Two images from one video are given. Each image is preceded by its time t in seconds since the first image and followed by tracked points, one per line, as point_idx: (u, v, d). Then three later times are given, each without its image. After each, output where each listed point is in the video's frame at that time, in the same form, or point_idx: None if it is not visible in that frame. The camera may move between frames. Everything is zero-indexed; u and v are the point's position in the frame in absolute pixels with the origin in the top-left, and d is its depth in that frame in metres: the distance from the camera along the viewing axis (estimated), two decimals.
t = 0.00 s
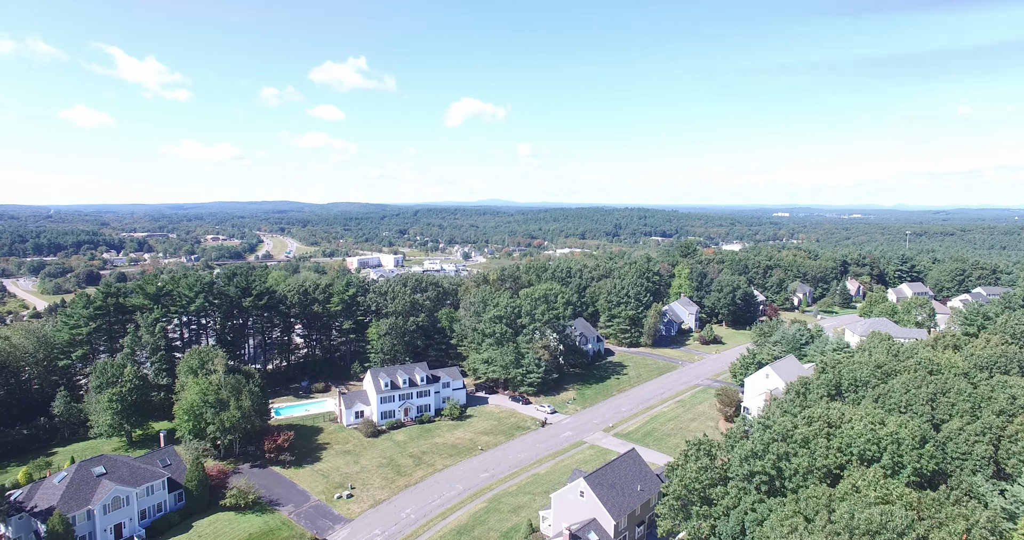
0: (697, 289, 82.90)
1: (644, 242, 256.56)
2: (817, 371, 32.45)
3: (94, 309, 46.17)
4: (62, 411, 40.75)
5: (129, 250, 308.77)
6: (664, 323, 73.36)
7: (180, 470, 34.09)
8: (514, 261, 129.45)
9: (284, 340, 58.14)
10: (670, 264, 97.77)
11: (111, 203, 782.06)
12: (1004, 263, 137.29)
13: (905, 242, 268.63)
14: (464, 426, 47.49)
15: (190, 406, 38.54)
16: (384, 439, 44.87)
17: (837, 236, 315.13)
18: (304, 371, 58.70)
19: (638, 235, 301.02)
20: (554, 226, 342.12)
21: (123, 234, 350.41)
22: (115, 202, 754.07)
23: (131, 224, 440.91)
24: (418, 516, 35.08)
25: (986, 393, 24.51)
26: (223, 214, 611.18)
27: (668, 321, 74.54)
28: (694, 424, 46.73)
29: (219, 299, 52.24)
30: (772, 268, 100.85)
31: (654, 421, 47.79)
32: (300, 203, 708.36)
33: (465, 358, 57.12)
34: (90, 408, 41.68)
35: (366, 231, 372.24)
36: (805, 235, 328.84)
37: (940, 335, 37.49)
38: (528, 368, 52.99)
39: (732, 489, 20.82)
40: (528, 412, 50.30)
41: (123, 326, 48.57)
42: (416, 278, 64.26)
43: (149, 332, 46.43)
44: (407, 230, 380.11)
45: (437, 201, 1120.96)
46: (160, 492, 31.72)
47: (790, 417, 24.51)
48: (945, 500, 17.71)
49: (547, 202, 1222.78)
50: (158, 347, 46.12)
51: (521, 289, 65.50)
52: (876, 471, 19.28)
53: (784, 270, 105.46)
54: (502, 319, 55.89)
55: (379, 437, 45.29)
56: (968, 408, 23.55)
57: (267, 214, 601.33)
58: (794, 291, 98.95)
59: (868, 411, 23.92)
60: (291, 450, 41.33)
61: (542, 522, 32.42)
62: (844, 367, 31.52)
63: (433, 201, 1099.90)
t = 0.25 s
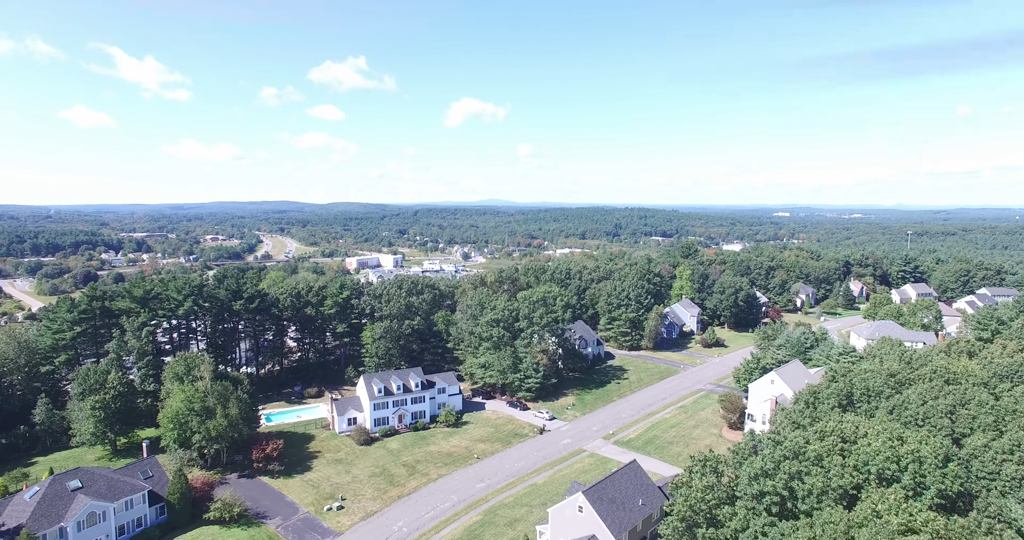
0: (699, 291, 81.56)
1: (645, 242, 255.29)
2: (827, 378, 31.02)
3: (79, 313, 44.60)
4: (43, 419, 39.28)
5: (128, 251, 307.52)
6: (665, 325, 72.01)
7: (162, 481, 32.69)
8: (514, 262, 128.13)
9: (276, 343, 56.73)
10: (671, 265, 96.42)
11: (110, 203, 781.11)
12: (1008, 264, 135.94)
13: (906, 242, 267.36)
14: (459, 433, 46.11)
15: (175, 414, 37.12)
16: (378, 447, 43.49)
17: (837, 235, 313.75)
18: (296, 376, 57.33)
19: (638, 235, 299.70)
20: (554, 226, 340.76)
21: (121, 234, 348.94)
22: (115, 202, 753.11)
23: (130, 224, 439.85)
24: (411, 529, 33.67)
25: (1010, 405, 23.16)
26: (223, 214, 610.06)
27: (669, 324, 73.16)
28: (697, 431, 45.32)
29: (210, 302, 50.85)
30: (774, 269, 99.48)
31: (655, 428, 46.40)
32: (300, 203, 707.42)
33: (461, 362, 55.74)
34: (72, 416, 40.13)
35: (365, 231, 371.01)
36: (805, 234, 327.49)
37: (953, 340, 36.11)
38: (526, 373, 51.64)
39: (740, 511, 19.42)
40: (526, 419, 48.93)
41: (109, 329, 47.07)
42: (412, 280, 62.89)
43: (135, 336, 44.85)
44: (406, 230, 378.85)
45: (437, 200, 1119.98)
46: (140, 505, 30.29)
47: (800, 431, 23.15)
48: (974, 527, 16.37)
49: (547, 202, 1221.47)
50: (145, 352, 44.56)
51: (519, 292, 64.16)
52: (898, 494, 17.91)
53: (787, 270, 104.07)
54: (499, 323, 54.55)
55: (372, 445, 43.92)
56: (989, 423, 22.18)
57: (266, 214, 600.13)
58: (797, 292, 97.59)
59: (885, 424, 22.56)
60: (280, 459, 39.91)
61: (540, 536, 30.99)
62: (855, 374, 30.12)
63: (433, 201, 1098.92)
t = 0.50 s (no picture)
0: (700, 293, 80.23)
1: (645, 241, 253.82)
2: (837, 386, 29.53)
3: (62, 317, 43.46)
4: (22, 427, 37.99)
5: (126, 251, 306.60)
6: (666, 328, 70.68)
7: (143, 493, 31.26)
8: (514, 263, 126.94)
9: (267, 348, 55.34)
10: (672, 266, 95.04)
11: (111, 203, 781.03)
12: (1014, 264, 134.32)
13: (908, 242, 265.83)
14: (455, 441, 44.71)
15: (159, 422, 35.59)
16: (370, 456, 42.11)
17: (838, 235, 312.23)
18: (289, 380, 56.08)
19: (638, 235, 298.09)
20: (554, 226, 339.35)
21: (121, 235, 347.98)
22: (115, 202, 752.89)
23: (130, 224, 439.08)
24: None
25: None
26: (223, 214, 609.27)
27: (670, 326, 71.80)
28: (700, 438, 43.87)
29: (199, 305, 49.53)
30: (777, 270, 98.01)
31: (657, 435, 44.98)
32: (300, 204, 706.96)
33: (458, 366, 54.37)
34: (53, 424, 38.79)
35: (367, 231, 370.25)
36: (806, 234, 325.95)
37: (967, 348, 34.69)
38: (523, 378, 50.31)
39: (750, 534, 18.03)
40: (524, 425, 47.56)
41: (94, 333, 45.74)
42: (408, 282, 61.58)
43: (120, 341, 43.55)
44: (406, 230, 377.69)
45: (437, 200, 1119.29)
46: (117, 521, 28.85)
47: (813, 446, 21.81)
48: None
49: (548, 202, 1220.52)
50: (130, 357, 43.24)
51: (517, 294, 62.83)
52: (922, 519, 16.55)
53: (790, 271, 102.64)
54: (497, 326, 53.20)
55: (364, 453, 42.54)
56: (1016, 440, 20.87)
57: (266, 214, 599.22)
58: (800, 294, 96.19)
59: (903, 439, 21.24)
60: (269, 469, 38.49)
61: None
62: (867, 383, 28.70)
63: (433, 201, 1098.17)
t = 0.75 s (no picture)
0: (702, 294, 78.89)
1: (646, 242, 252.47)
2: (848, 395, 28.20)
3: (44, 322, 42.06)
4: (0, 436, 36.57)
5: (126, 251, 305.42)
6: (668, 330, 69.36)
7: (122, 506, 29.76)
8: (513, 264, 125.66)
9: (258, 352, 54.04)
10: (674, 266, 93.68)
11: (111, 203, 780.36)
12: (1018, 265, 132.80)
13: (910, 242, 264.28)
14: (450, 448, 43.35)
15: (142, 431, 34.12)
16: (362, 465, 40.73)
17: (840, 235, 310.73)
18: (281, 385, 54.75)
19: (639, 235, 296.69)
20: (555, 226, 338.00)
21: (120, 235, 346.83)
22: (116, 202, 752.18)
23: (130, 224, 438.16)
24: None
25: None
26: (222, 214, 610.59)
27: (672, 329, 70.45)
28: (703, 446, 42.47)
29: (188, 309, 48.15)
30: (780, 271, 96.61)
31: (659, 442, 43.62)
32: (300, 204, 706.16)
33: (454, 370, 53.03)
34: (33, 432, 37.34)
35: (367, 231, 369.14)
36: (808, 234, 324.27)
37: (982, 355, 33.34)
38: (521, 383, 48.96)
39: None
40: (521, 432, 46.21)
41: (78, 337, 44.30)
42: (403, 285, 60.26)
43: (105, 346, 42.19)
44: (406, 230, 376.37)
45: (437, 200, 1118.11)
46: (93, 538, 27.31)
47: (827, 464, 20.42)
48: None
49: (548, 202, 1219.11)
50: (115, 362, 41.87)
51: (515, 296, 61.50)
52: None
53: (793, 272, 101.23)
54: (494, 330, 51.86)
55: (357, 462, 41.19)
56: None
57: (266, 214, 598.28)
58: (803, 295, 94.81)
59: (924, 456, 19.85)
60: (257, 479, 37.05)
61: None
62: (881, 391, 27.30)
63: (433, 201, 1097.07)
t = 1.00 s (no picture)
0: (704, 296, 77.59)
1: (646, 242, 251.13)
2: (861, 403, 26.79)
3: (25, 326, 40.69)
4: None
5: (124, 251, 303.93)
6: (669, 333, 68.04)
7: (99, 521, 28.30)
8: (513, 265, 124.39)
9: (250, 356, 52.66)
10: (675, 267, 92.35)
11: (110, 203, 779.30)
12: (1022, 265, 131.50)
13: (911, 242, 263.01)
14: (445, 457, 41.96)
15: (122, 441, 32.69)
16: (354, 474, 39.35)
17: (840, 234, 309.49)
18: (272, 390, 53.37)
19: (639, 235, 295.34)
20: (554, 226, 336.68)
21: (119, 235, 345.51)
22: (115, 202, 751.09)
23: (128, 225, 436.68)
24: None
25: None
26: (222, 214, 609.49)
27: (673, 331, 69.10)
28: (707, 454, 41.09)
29: (176, 312, 46.74)
30: (782, 272, 95.25)
31: (661, 450, 42.25)
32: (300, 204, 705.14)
33: (451, 375, 51.64)
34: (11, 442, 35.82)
35: (366, 232, 367.83)
36: (808, 234, 322.91)
37: (998, 362, 32.04)
38: (519, 389, 47.58)
39: None
40: (519, 439, 44.83)
41: (61, 342, 42.87)
42: (399, 287, 58.92)
43: (88, 351, 40.78)
44: (405, 230, 375.12)
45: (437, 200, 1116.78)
46: None
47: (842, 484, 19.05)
48: None
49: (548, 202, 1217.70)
50: (98, 368, 40.43)
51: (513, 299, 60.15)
52: None
53: (795, 273, 99.94)
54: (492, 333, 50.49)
55: (348, 471, 39.80)
56: None
57: (265, 214, 597.16)
58: (806, 296, 93.50)
59: (947, 475, 18.47)
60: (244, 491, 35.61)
61: None
62: (896, 401, 25.88)
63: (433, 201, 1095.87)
